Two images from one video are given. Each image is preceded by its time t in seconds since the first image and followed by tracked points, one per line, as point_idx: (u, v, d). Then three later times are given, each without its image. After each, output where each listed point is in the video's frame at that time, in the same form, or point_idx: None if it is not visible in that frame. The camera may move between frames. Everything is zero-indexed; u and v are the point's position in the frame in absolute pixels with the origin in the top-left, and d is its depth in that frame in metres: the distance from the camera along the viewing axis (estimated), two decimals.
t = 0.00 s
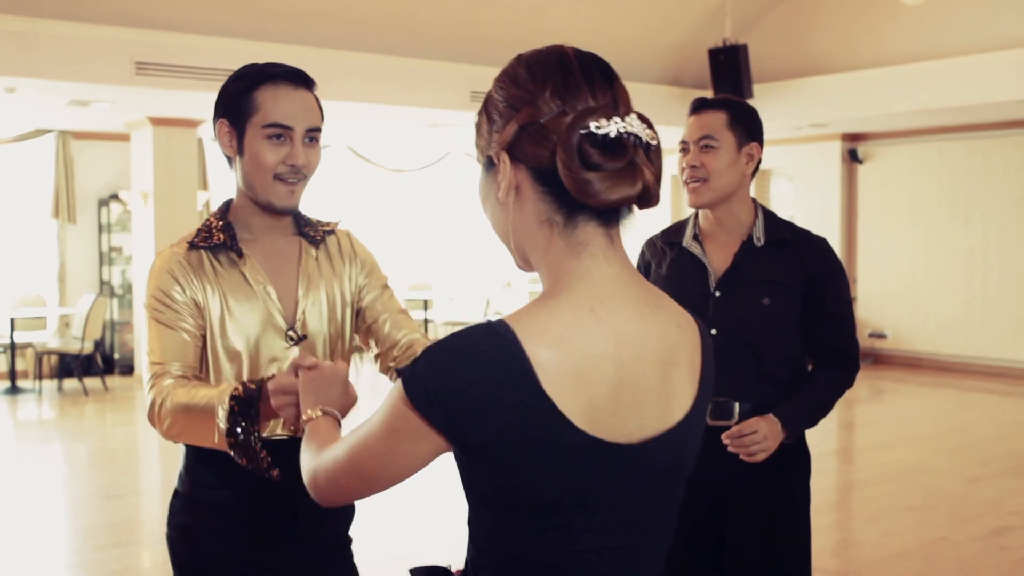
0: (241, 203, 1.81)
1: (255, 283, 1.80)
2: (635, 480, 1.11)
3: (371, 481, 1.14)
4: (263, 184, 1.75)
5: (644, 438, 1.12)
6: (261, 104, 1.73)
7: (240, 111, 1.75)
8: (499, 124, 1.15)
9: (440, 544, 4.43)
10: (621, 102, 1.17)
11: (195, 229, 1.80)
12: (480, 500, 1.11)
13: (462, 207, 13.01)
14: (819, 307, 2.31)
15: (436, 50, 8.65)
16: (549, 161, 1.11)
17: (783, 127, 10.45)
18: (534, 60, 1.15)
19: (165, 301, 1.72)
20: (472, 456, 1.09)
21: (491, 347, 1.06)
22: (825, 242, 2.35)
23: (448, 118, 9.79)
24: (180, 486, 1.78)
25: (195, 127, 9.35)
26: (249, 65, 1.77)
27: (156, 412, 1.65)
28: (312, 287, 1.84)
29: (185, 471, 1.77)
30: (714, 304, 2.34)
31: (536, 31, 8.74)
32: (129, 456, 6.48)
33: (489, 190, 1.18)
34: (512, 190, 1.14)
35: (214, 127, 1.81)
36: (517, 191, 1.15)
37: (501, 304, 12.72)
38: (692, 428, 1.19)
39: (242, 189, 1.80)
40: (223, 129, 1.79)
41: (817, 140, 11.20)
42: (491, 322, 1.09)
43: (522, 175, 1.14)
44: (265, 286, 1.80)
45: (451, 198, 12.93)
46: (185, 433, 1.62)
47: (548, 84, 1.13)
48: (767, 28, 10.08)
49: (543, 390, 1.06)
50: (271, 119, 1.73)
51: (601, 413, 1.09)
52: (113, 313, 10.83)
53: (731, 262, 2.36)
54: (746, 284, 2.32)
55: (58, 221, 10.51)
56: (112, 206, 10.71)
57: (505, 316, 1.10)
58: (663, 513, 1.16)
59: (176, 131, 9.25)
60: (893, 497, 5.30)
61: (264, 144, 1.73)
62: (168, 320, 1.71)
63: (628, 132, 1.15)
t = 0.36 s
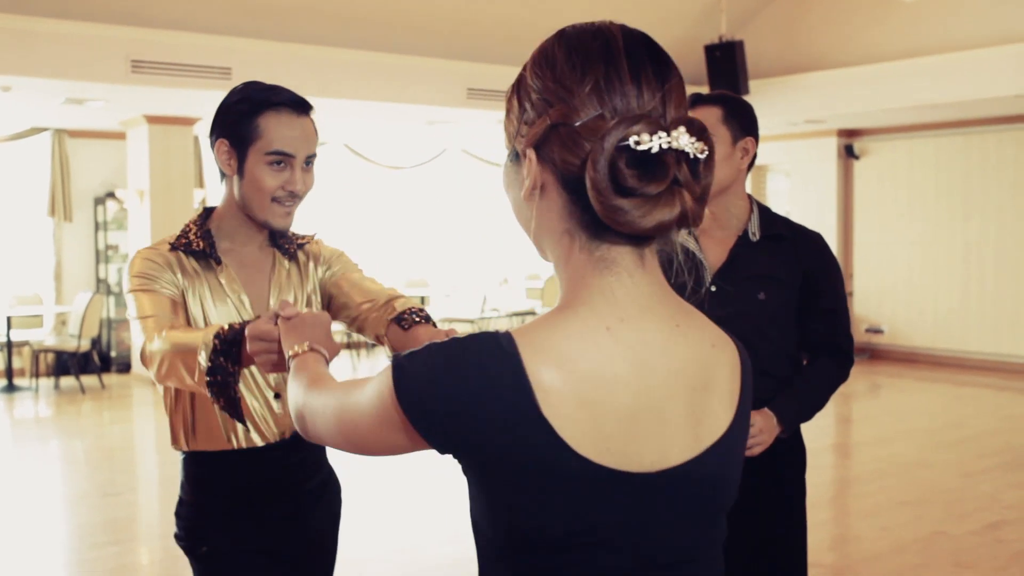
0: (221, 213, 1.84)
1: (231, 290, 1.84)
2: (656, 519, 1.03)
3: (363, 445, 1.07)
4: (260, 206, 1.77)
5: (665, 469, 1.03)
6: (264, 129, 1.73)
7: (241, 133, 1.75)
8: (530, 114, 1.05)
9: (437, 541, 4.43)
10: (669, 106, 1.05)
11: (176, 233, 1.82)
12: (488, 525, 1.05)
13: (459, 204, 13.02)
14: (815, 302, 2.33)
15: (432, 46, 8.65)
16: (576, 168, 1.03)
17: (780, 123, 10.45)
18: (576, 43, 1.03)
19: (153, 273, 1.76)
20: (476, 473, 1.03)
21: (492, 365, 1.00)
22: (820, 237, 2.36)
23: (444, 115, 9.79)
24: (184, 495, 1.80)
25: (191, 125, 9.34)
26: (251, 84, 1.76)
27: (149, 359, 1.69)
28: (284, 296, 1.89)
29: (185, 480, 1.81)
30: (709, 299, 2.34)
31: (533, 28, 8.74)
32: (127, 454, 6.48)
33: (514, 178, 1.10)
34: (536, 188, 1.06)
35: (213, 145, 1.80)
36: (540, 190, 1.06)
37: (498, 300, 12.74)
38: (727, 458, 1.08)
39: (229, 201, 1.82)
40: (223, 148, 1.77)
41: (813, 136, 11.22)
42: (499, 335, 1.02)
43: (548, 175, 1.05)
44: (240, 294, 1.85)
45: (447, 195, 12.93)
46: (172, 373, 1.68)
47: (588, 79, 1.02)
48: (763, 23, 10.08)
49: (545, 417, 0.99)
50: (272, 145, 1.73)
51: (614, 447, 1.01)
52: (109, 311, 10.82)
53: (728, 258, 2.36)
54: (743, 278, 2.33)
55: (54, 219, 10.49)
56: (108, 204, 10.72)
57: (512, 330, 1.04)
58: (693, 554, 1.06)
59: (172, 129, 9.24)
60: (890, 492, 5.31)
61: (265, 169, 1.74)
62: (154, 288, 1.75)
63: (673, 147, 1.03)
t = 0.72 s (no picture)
0: (220, 204, 1.84)
1: (231, 283, 1.83)
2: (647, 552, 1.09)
3: (367, 539, 1.08)
4: (247, 188, 1.76)
5: (660, 505, 1.10)
6: (249, 110, 1.75)
7: (226, 117, 1.76)
8: (522, 157, 1.11)
9: (435, 550, 4.42)
10: (654, 130, 1.12)
11: (177, 228, 1.83)
12: (480, 552, 1.09)
13: (459, 211, 13.03)
14: (814, 312, 2.33)
15: (434, 54, 8.67)
16: (572, 199, 1.08)
17: (780, 132, 10.47)
18: (558, 85, 1.10)
19: (153, 279, 1.76)
20: (478, 512, 1.06)
21: (505, 410, 1.01)
22: (821, 249, 2.36)
23: (445, 123, 9.81)
24: (163, 480, 1.81)
25: (192, 131, 9.36)
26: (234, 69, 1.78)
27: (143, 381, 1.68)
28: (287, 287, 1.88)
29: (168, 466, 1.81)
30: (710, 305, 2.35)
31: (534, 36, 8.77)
32: (126, 460, 6.46)
33: (512, 228, 1.15)
34: (535, 229, 1.12)
35: (198, 129, 1.82)
36: (539, 231, 1.12)
37: (498, 308, 12.73)
38: (709, 490, 1.15)
39: (223, 192, 1.82)
40: (209, 131, 1.80)
41: (813, 145, 11.25)
42: (508, 372, 1.05)
43: (545, 212, 1.11)
44: (240, 285, 1.83)
45: (447, 202, 12.94)
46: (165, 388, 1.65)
47: (571, 113, 1.09)
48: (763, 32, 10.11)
49: (557, 450, 1.02)
50: (259, 126, 1.75)
51: (615, 479, 1.06)
52: (109, 316, 10.82)
53: (729, 264, 2.37)
54: (743, 286, 2.34)
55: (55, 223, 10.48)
56: (109, 208, 10.70)
57: (520, 369, 1.06)
58: None
59: (174, 135, 9.26)
60: (888, 502, 5.32)
61: (252, 150, 1.75)
62: (152, 290, 1.75)
63: (662, 164, 1.10)
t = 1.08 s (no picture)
0: (240, 202, 1.82)
1: (254, 282, 1.81)
2: (565, 476, 1.15)
3: (319, 531, 1.06)
4: (266, 186, 1.76)
5: (576, 427, 1.17)
6: (261, 110, 1.74)
7: (240, 117, 1.76)
8: (478, 111, 1.09)
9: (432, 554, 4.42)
10: (604, 163, 1.12)
11: (195, 224, 1.80)
12: (413, 497, 1.11)
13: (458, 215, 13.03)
14: (809, 313, 2.34)
15: (432, 58, 8.68)
16: (505, 189, 1.09)
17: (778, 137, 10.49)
18: (544, 76, 1.07)
19: (164, 286, 1.72)
20: (422, 464, 1.08)
21: (449, 356, 1.04)
22: (815, 250, 2.36)
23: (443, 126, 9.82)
24: (179, 496, 1.78)
25: (189, 135, 9.36)
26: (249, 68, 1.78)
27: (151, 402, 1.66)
28: (307, 289, 1.87)
29: (184, 481, 1.79)
30: (704, 309, 2.36)
31: (532, 40, 8.78)
32: (123, 463, 6.47)
33: (451, 161, 1.13)
34: (466, 181, 1.11)
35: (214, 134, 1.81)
36: (470, 183, 1.12)
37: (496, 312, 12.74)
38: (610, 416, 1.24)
39: (244, 190, 1.81)
40: (224, 135, 1.79)
41: (810, 149, 11.26)
42: (448, 326, 1.07)
43: (480, 178, 1.10)
44: (263, 284, 1.82)
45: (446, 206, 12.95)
46: (173, 416, 1.62)
47: (545, 113, 1.06)
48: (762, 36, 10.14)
49: (500, 388, 1.07)
50: (271, 125, 1.74)
51: (546, 410, 1.12)
52: (107, 320, 10.82)
53: (723, 267, 2.38)
54: (736, 288, 2.34)
55: (53, 227, 10.48)
56: (107, 212, 10.72)
57: (453, 321, 1.09)
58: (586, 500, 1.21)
59: (172, 138, 9.27)
60: (886, 506, 5.32)
61: (266, 150, 1.74)
62: (165, 303, 1.72)
63: (591, 205, 1.11)
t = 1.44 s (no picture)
0: (257, 209, 1.83)
1: (265, 288, 1.82)
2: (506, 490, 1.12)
3: (244, 503, 1.03)
4: (285, 197, 1.76)
5: (521, 439, 1.14)
6: (284, 120, 1.75)
7: (261, 126, 1.76)
8: (420, 125, 1.10)
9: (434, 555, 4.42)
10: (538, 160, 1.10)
11: (209, 230, 1.80)
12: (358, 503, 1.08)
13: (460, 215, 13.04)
14: (812, 311, 2.34)
15: (436, 56, 8.69)
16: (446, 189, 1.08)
17: (782, 136, 10.48)
18: (474, 82, 1.07)
19: (172, 293, 1.73)
20: (359, 465, 1.05)
21: (388, 357, 1.02)
22: (819, 248, 2.36)
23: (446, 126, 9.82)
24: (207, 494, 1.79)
25: (193, 133, 9.38)
26: (271, 76, 1.79)
27: (153, 406, 1.67)
28: (318, 299, 1.87)
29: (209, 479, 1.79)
30: (708, 307, 2.36)
31: (537, 40, 8.77)
32: (127, 461, 6.49)
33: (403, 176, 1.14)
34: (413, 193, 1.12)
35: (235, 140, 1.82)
36: (416, 195, 1.12)
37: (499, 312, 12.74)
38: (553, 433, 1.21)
39: (262, 198, 1.81)
40: (246, 143, 1.80)
41: (814, 149, 11.25)
42: (395, 329, 1.05)
43: (426, 184, 1.11)
44: (273, 291, 1.82)
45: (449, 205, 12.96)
46: (176, 420, 1.63)
47: (476, 114, 1.06)
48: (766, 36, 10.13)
49: (440, 396, 1.04)
50: (294, 136, 1.74)
51: (486, 423, 1.09)
52: (111, 318, 10.85)
53: (727, 266, 2.38)
54: (738, 287, 2.35)
55: (57, 225, 10.50)
56: (112, 211, 10.75)
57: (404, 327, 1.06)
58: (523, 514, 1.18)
59: (177, 137, 9.29)
60: (889, 506, 5.31)
61: (287, 161, 1.74)
62: (174, 312, 1.73)
63: (528, 198, 1.08)
